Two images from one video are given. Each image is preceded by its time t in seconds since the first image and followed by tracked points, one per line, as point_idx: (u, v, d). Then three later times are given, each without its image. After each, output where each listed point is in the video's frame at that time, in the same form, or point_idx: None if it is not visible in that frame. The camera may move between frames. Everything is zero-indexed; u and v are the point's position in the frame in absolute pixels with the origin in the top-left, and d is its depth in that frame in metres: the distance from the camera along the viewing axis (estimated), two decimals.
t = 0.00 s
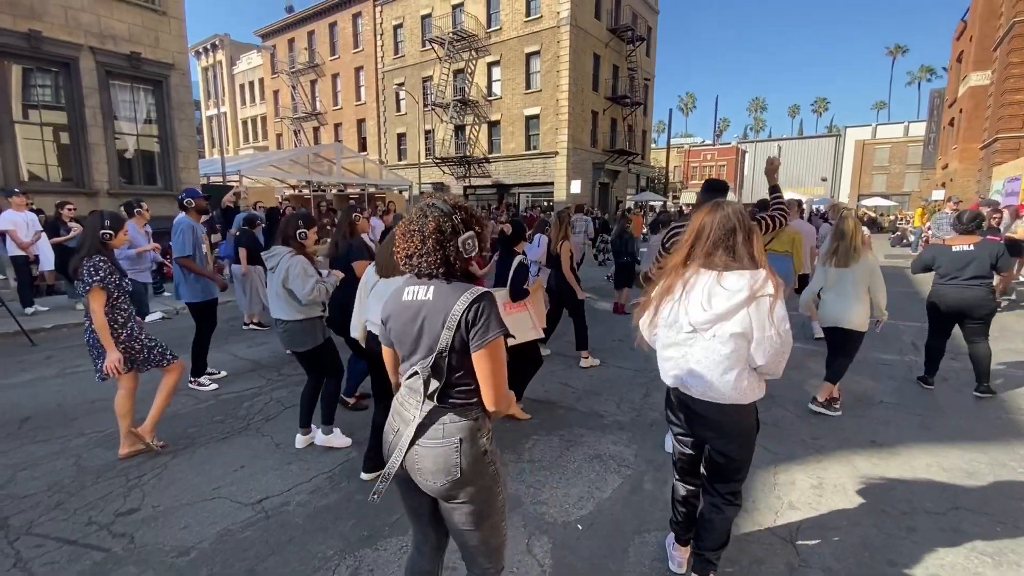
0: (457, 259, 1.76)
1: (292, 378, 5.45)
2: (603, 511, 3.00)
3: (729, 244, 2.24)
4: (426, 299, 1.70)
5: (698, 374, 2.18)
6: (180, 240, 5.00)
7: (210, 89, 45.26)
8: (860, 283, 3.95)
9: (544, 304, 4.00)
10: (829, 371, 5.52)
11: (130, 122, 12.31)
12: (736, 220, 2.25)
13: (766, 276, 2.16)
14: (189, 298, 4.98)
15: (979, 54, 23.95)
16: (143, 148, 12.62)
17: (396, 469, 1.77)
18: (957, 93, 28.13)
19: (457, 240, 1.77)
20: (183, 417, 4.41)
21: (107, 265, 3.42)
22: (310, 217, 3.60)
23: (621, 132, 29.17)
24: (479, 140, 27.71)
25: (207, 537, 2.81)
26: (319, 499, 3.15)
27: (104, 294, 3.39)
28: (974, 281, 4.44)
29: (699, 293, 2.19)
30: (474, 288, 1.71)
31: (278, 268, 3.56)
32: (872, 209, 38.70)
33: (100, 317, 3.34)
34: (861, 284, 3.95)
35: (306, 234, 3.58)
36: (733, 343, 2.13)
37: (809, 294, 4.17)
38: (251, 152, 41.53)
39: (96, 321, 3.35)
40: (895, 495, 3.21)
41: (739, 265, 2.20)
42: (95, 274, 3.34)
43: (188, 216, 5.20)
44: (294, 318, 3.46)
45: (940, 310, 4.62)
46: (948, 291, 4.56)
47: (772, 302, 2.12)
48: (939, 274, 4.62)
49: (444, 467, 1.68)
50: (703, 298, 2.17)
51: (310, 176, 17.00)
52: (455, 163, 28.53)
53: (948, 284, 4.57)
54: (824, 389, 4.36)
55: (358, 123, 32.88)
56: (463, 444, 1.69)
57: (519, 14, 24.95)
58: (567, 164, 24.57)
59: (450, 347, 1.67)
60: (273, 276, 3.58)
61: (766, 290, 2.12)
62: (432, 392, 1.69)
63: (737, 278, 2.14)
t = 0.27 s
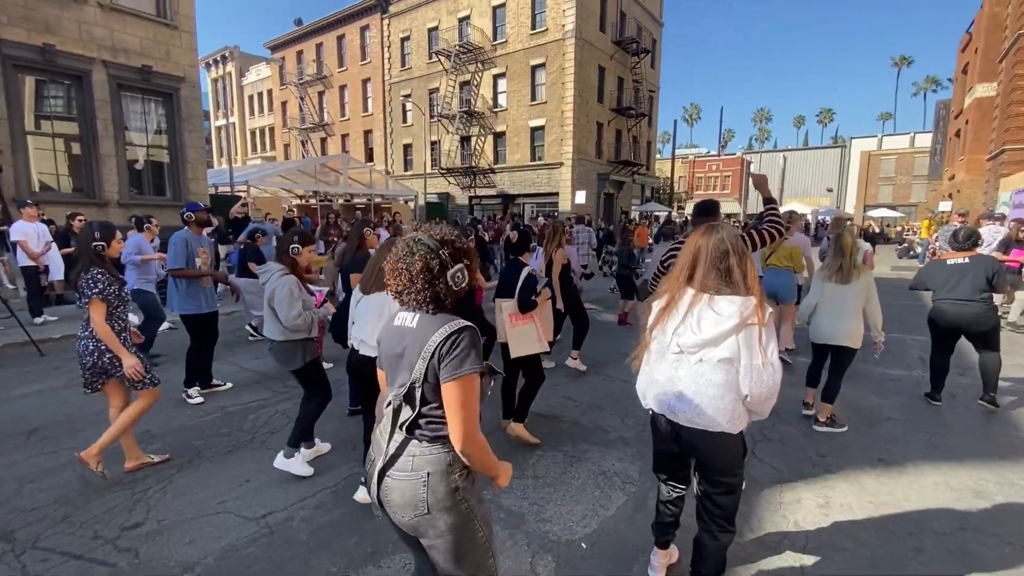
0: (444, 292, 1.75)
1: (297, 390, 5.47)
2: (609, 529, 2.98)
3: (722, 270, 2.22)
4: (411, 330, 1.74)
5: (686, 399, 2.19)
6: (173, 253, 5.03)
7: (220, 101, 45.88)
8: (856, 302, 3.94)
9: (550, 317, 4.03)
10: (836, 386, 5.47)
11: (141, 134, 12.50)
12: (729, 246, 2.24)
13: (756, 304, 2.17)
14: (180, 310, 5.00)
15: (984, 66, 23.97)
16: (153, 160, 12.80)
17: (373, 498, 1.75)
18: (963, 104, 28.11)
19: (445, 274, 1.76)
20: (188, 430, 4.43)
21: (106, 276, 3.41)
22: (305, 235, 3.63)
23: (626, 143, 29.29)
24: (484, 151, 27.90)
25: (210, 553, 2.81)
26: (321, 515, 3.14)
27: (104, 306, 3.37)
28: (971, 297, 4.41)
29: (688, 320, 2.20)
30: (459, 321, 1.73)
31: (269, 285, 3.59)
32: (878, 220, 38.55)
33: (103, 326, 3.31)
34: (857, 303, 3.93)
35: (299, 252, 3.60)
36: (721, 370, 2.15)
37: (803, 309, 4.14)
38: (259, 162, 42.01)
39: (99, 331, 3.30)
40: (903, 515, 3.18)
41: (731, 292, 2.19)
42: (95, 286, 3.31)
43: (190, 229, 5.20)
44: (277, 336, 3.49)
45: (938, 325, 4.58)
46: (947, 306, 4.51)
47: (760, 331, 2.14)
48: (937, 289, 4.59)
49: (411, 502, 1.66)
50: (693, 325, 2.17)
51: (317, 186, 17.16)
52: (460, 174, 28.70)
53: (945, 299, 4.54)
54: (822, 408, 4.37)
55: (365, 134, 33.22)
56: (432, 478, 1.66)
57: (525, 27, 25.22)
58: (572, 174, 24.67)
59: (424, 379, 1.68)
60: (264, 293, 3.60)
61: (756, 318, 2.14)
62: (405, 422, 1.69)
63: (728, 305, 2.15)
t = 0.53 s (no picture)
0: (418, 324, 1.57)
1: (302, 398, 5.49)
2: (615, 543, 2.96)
3: (673, 282, 2.21)
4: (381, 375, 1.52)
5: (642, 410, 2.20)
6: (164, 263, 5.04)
7: (228, 109, 46.41)
8: (855, 312, 3.93)
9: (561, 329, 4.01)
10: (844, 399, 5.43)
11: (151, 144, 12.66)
12: (681, 259, 2.24)
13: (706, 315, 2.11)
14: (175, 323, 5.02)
15: (990, 75, 23.93)
16: (162, 168, 12.94)
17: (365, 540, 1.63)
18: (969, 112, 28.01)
19: (419, 303, 1.57)
20: (193, 439, 4.44)
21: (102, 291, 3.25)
22: (288, 250, 3.66)
23: (630, 151, 29.36)
24: (489, 159, 28.03)
25: (215, 563, 2.81)
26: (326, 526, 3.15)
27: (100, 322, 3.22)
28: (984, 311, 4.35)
29: (636, 331, 2.23)
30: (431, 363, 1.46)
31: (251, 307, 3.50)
32: (885, 228, 38.37)
33: (103, 344, 3.15)
34: (856, 313, 3.92)
35: (283, 266, 3.60)
36: (669, 380, 2.10)
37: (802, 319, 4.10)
38: (266, 169, 42.38)
39: (98, 347, 3.15)
40: (910, 530, 3.15)
41: (681, 303, 2.17)
42: (94, 301, 3.17)
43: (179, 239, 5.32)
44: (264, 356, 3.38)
45: (949, 339, 4.55)
46: (956, 321, 4.48)
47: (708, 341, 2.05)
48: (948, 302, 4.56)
49: (405, 549, 1.53)
50: (641, 337, 2.20)
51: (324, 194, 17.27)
52: (465, 182, 28.83)
53: (957, 312, 4.49)
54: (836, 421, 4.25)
55: (371, 142, 33.48)
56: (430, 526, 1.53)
57: (530, 36, 25.40)
58: (577, 182, 24.73)
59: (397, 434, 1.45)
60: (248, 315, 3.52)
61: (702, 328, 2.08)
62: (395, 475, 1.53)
63: (672, 317, 2.14)
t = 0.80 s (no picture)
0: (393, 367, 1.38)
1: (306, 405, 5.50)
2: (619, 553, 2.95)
3: (627, 289, 2.21)
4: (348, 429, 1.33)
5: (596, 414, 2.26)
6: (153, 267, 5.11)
7: (234, 115, 46.82)
8: (868, 324, 3.92)
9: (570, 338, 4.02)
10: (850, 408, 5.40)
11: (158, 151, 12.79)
12: (635, 265, 2.23)
13: (651, 322, 2.11)
14: (161, 325, 5.04)
15: (994, 82, 23.93)
16: (169, 175, 13.04)
17: None
18: (974, 118, 27.97)
19: (391, 343, 1.39)
20: (198, 446, 4.46)
21: (83, 299, 3.18)
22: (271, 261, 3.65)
23: (634, 158, 29.42)
24: (493, 165, 28.12)
25: (219, 572, 2.82)
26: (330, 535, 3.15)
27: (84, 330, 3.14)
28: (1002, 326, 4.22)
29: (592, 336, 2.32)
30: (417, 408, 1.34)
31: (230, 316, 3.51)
32: (889, 234, 38.24)
33: (87, 355, 3.10)
34: (869, 324, 3.91)
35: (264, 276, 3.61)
36: (613, 385, 2.15)
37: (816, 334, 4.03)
38: (271, 175, 42.66)
39: (81, 357, 3.09)
40: (917, 542, 3.12)
41: (632, 310, 2.18)
42: (75, 309, 3.09)
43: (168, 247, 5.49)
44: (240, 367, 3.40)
45: (963, 352, 4.41)
46: (972, 334, 4.35)
47: (647, 348, 2.07)
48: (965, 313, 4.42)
49: None
50: (595, 342, 2.26)
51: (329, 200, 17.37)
52: (469, 188, 28.93)
53: (974, 325, 4.35)
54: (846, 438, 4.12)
55: (376, 148, 33.68)
56: None
57: (534, 44, 25.55)
58: (580, 188, 24.79)
59: (374, 493, 1.28)
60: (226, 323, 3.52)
61: (644, 335, 2.09)
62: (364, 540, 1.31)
63: (620, 324, 2.16)
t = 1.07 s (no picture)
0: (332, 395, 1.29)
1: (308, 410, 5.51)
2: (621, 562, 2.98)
3: (608, 299, 2.25)
4: (284, 459, 1.25)
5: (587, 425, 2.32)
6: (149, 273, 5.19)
7: (237, 119, 47.02)
8: (871, 330, 3.90)
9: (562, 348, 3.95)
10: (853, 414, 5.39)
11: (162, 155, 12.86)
12: (612, 274, 2.26)
13: (625, 330, 2.12)
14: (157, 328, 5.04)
15: (996, 86, 23.96)
16: (172, 179, 13.11)
17: None
18: (975, 122, 27.99)
19: (329, 365, 1.27)
20: (200, 451, 4.47)
21: (51, 314, 3.10)
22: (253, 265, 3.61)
23: (636, 162, 29.46)
24: (495, 169, 28.19)
25: None
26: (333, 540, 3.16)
27: (52, 347, 3.08)
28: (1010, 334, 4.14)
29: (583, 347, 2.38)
30: (363, 431, 1.25)
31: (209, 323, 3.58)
32: (892, 238, 38.17)
33: (54, 373, 3.04)
34: (870, 329, 3.90)
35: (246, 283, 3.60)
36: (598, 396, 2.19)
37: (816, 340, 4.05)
38: (274, 179, 42.82)
39: (46, 376, 3.03)
40: (920, 549, 3.13)
41: (611, 318, 2.20)
42: (40, 327, 3.02)
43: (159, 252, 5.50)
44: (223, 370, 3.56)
45: (971, 362, 4.29)
46: (980, 342, 4.25)
47: (622, 357, 2.09)
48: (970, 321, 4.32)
49: None
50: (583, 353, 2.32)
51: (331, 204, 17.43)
52: (471, 192, 29.01)
53: (981, 333, 4.26)
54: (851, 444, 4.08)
55: (379, 152, 33.80)
56: None
57: (536, 48, 25.65)
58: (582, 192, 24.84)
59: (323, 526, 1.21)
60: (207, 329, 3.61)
61: (619, 343, 2.11)
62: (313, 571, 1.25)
63: (599, 333, 2.20)
